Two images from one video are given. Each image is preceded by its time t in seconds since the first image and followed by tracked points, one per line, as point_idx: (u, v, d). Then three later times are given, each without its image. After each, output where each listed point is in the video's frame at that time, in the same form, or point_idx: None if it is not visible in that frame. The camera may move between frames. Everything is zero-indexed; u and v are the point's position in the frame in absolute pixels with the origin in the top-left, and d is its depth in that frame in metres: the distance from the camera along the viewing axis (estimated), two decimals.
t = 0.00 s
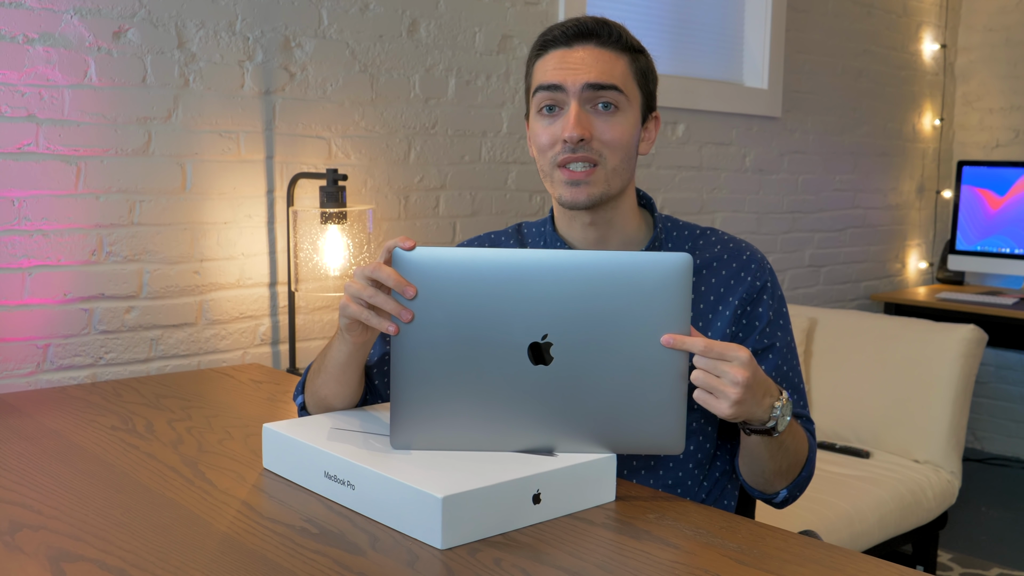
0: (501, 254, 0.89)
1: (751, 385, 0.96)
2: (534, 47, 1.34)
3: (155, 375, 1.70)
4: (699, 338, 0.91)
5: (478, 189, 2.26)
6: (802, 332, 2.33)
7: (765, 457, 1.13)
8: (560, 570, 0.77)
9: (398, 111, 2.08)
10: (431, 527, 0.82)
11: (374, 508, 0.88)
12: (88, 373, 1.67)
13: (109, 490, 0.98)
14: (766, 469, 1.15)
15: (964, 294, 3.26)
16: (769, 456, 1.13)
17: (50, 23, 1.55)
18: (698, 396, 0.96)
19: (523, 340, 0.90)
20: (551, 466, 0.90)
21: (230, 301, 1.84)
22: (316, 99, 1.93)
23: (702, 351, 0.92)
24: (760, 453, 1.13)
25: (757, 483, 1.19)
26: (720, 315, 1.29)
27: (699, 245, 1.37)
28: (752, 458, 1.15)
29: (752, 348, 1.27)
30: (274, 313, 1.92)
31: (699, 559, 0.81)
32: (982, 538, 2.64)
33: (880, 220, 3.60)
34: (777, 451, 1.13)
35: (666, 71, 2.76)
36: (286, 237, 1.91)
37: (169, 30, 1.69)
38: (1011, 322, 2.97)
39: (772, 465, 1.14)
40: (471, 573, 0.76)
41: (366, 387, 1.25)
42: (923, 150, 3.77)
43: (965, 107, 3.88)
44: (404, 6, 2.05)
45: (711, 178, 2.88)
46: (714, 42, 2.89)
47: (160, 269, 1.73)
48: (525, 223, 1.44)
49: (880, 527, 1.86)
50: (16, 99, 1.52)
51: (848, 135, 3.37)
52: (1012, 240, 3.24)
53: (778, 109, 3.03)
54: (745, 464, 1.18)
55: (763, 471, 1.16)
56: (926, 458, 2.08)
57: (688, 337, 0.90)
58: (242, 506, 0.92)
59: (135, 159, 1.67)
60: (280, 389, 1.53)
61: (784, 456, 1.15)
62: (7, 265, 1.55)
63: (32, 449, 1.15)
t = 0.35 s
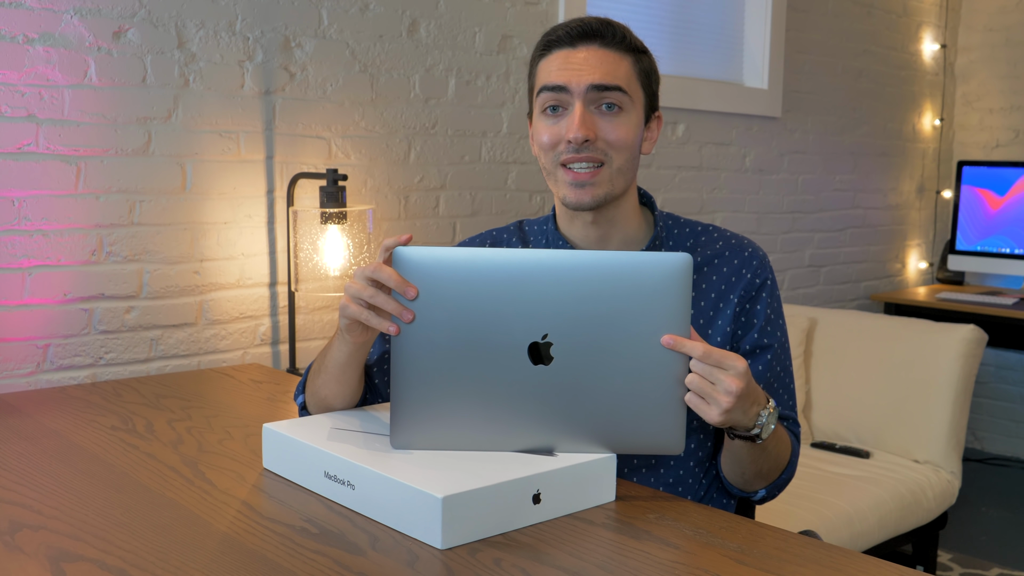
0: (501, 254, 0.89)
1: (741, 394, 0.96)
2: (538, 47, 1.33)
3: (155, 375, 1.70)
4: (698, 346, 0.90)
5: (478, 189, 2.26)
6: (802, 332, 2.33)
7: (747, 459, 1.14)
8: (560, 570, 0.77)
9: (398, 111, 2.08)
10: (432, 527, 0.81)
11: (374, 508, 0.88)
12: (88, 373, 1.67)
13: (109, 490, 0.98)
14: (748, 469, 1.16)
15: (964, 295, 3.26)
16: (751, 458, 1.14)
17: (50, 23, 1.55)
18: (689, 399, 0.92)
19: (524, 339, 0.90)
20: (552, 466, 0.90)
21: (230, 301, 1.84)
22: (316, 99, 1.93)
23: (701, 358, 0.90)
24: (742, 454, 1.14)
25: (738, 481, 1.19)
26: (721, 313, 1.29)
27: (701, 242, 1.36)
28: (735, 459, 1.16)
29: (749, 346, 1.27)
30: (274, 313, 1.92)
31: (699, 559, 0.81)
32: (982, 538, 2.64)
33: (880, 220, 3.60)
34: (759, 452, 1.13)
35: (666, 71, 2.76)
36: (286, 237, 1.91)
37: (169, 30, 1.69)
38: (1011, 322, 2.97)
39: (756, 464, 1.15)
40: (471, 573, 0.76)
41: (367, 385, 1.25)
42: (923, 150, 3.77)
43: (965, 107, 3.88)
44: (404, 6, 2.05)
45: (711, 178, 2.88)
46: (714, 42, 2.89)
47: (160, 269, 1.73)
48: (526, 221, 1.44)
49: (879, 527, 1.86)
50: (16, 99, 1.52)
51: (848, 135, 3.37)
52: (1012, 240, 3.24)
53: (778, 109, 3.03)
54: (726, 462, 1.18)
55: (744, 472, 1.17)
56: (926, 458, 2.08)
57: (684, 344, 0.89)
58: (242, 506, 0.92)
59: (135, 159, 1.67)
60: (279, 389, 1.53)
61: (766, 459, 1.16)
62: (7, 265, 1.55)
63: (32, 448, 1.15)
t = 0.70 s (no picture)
0: (501, 254, 0.89)
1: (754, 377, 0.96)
2: (552, 49, 1.32)
3: (155, 375, 1.70)
4: (705, 331, 0.91)
5: (478, 189, 2.26)
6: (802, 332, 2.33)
7: (757, 449, 1.14)
8: (560, 570, 0.77)
9: (398, 111, 2.08)
10: (432, 527, 0.81)
11: (374, 508, 0.88)
12: (88, 373, 1.67)
13: (109, 490, 0.98)
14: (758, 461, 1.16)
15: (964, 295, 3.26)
16: (761, 448, 1.14)
17: (50, 23, 1.55)
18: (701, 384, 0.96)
19: (523, 339, 0.90)
20: (552, 466, 0.90)
21: (230, 301, 1.84)
22: (316, 99, 1.93)
23: (708, 342, 0.92)
24: (753, 442, 1.14)
25: (748, 475, 1.19)
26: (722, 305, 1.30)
27: (703, 237, 1.36)
28: (745, 449, 1.16)
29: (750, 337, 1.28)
30: (274, 313, 1.92)
31: (699, 559, 0.81)
32: (982, 538, 2.64)
33: (880, 220, 3.60)
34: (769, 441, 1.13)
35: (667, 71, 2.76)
36: (286, 237, 1.91)
37: (169, 30, 1.69)
38: (1011, 322, 2.97)
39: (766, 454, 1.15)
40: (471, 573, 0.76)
41: (372, 384, 1.26)
42: (923, 150, 3.77)
43: (965, 107, 3.88)
44: (404, 6, 2.05)
45: (711, 178, 2.88)
46: (714, 42, 2.89)
47: (160, 269, 1.73)
48: (530, 216, 1.44)
49: (880, 527, 1.86)
50: (17, 99, 1.52)
51: (848, 135, 3.37)
52: (1012, 240, 3.24)
53: (778, 109, 3.03)
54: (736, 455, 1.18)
55: (754, 464, 1.17)
56: (926, 458, 2.08)
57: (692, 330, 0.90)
58: (242, 506, 0.92)
59: (135, 159, 1.67)
60: (279, 389, 1.53)
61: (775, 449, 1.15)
62: (7, 265, 1.55)
63: (32, 449, 1.15)
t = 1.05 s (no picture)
0: (501, 254, 0.89)
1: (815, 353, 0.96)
2: (562, 41, 1.33)
3: (155, 375, 1.70)
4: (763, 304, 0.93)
5: (478, 189, 2.26)
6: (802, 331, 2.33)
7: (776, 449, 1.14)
8: (560, 570, 0.77)
9: (398, 111, 2.08)
10: (432, 527, 0.81)
11: (374, 508, 0.88)
12: (88, 373, 1.67)
13: (109, 489, 0.98)
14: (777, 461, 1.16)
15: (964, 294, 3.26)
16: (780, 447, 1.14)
17: (50, 23, 1.55)
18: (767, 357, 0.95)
19: (524, 339, 0.90)
20: (551, 466, 0.90)
21: (230, 301, 1.84)
22: (316, 99, 1.93)
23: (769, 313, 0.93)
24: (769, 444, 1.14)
25: (800, 467, 1.19)
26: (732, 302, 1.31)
27: (709, 235, 1.38)
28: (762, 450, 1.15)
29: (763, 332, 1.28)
30: (274, 313, 1.92)
31: (699, 559, 0.81)
32: (982, 537, 2.64)
33: (880, 220, 3.60)
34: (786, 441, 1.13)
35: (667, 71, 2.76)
36: (286, 237, 1.91)
37: (169, 30, 1.69)
38: (1011, 321, 2.97)
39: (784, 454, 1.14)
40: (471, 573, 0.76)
41: (377, 384, 1.26)
42: (923, 150, 3.77)
43: (965, 107, 3.88)
44: (404, 6, 2.05)
45: (711, 178, 2.88)
46: (714, 42, 2.89)
47: (160, 269, 1.73)
48: (536, 214, 1.44)
49: (880, 527, 1.86)
50: (16, 99, 1.52)
51: (848, 134, 3.37)
52: (1013, 239, 3.24)
53: (778, 108, 3.03)
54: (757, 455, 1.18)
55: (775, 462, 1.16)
56: (926, 458, 2.08)
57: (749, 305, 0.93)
58: (242, 506, 0.92)
59: (135, 159, 1.67)
60: (280, 389, 1.53)
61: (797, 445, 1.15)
62: (7, 265, 1.55)
63: (32, 448, 1.15)
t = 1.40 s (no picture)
0: (501, 254, 0.89)
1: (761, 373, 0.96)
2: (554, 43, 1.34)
3: (155, 375, 1.70)
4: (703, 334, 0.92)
5: (478, 189, 2.26)
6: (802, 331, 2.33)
7: (780, 451, 1.14)
8: (560, 570, 0.77)
9: (398, 111, 2.08)
10: (432, 527, 0.81)
11: (374, 508, 0.88)
12: (88, 373, 1.67)
13: (109, 490, 0.98)
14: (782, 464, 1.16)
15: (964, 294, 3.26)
16: (784, 448, 1.13)
17: (50, 23, 1.55)
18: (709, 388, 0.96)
19: (523, 339, 0.90)
20: (551, 466, 0.90)
21: (230, 301, 1.84)
22: (316, 99, 1.93)
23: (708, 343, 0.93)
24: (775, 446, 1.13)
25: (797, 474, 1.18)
26: (732, 308, 1.30)
27: (710, 239, 1.37)
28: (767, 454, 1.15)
29: (764, 339, 1.27)
30: (274, 313, 1.92)
31: (699, 559, 0.81)
32: (982, 538, 2.64)
33: (880, 220, 3.60)
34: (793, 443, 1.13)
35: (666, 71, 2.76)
36: (286, 237, 1.91)
37: (169, 30, 1.69)
38: (1011, 322, 2.97)
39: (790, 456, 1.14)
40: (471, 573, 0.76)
41: (377, 386, 1.26)
42: (923, 150, 3.77)
43: (965, 107, 3.88)
44: (404, 6, 2.05)
45: (711, 178, 2.88)
46: (714, 42, 2.89)
47: (160, 269, 1.73)
48: (537, 217, 1.43)
49: (880, 527, 1.86)
50: (16, 99, 1.52)
51: (848, 134, 3.37)
52: (1012, 240, 3.24)
53: (778, 108, 3.03)
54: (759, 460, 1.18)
55: (779, 465, 1.16)
56: (926, 458, 2.08)
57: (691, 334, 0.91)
58: (242, 506, 0.92)
59: (135, 159, 1.67)
60: (280, 389, 1.53)
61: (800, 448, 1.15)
62: (7, 265, 1.55)
63: (32, 449, 1.15)
